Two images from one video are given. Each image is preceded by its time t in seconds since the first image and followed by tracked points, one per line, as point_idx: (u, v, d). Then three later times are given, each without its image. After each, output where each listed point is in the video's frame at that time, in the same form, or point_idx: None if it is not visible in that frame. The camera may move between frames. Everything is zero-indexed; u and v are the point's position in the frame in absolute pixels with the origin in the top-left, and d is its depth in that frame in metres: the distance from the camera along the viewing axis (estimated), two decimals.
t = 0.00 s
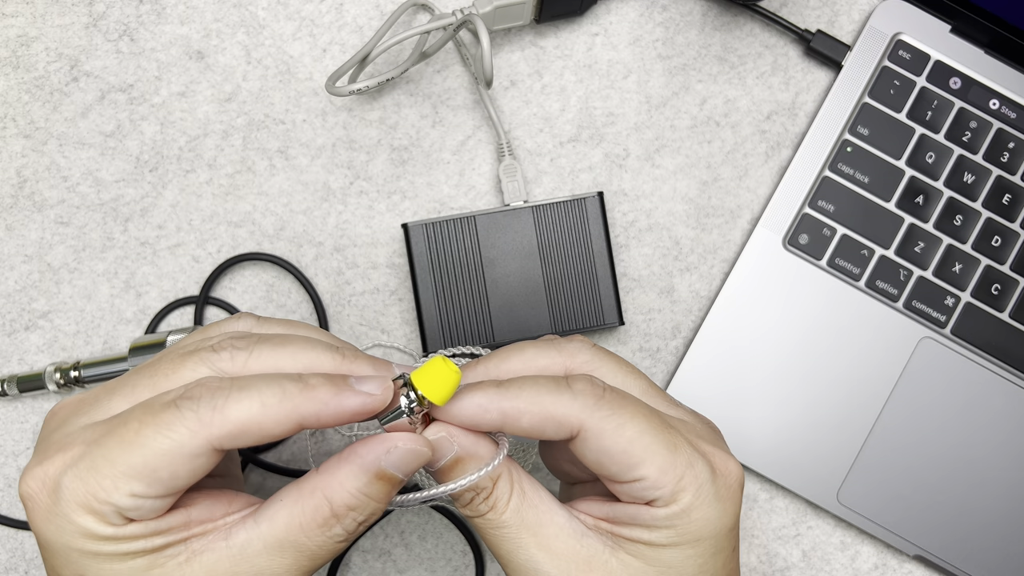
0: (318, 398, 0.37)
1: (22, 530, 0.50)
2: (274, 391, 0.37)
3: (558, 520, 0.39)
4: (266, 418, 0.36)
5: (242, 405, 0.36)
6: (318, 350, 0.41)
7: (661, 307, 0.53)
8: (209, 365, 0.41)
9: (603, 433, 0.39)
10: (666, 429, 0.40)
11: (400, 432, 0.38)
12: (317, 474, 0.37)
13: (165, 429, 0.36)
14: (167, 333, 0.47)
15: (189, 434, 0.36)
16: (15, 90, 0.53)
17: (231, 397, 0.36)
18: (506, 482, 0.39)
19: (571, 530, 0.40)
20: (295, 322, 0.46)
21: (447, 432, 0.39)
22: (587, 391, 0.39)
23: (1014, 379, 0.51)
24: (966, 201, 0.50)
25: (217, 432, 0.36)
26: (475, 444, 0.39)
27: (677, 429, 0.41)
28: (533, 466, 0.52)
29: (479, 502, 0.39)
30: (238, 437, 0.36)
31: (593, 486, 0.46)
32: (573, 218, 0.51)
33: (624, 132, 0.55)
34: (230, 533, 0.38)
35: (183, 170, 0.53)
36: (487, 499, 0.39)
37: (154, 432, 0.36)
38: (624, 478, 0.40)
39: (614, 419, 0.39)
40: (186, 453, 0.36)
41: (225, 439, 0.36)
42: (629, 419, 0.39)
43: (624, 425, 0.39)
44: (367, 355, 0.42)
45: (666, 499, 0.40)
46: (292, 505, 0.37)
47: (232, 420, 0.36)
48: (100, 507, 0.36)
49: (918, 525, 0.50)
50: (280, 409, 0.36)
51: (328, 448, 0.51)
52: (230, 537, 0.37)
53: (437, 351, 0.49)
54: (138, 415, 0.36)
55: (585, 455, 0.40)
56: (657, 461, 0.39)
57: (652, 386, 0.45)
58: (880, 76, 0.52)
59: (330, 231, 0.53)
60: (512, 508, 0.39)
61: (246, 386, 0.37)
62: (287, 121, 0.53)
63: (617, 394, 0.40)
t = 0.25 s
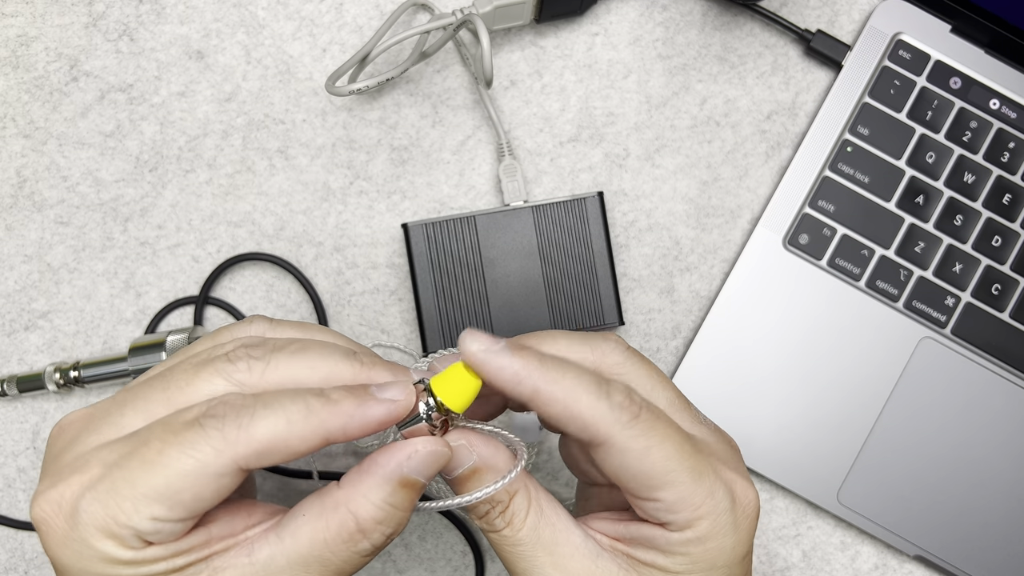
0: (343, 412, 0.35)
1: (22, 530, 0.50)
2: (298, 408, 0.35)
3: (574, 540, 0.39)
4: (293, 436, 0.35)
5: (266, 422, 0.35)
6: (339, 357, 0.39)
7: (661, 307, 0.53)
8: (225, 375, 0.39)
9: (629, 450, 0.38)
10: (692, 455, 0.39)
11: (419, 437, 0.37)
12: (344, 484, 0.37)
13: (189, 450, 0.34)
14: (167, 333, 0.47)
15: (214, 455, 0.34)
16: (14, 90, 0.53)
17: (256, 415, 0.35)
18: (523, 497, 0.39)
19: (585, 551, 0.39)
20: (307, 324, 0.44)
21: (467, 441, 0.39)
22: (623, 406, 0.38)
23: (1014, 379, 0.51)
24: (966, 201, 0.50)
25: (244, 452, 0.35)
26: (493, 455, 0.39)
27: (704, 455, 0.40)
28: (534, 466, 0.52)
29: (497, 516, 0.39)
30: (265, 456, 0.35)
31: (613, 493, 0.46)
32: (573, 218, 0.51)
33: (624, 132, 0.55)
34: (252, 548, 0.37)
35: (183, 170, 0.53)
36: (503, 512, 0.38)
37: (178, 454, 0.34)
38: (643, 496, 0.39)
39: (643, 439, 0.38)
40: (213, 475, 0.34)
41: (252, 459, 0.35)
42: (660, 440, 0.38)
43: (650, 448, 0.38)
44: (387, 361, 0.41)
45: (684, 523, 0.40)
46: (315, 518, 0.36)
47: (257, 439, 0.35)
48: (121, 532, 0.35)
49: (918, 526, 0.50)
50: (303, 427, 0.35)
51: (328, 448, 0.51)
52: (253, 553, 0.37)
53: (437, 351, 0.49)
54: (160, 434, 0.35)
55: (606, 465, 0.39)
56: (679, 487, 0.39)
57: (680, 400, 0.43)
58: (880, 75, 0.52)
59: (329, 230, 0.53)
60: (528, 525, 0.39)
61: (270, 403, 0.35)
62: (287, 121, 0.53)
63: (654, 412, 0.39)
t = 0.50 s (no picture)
0: (353, 426, 0.35)
1: (21, 530, 0.50)
2: (309, 426, 0.35)
3: (575, 537, 0.39)
4: (305, 454, 0.35)
5: (278, 441, 0.34)
6: (341, 366, 0.39)
7: (661, 307, 0.53)
8: (226, 390, 0.38)
9: (621, 467, 0.38)
10: (689, 470, 0.39)
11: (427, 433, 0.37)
12: (354, 483, 0.37)
13: (200, 475, 0.34)
14: (167, 333, 0.47)
15: (226, 479, 0.34)
16: (14, 90, 0.53)
17: (267, 435, 0.35)
18: (527, 494, 0.38)
19: (586, 549, 0.39)
20: (302, 329, 0.44)
21: (474, 438, 0.39)
22: (617, 423, 0.38)
23: (1014, 379, 0.51)
24: (967, 201, 0.50)
25: (258, 473, 0.34)
26: (497, 453, 0.38)
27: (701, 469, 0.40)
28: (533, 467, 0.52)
29: (500, 512, 0.38)
30: (280, 475, 0.35)
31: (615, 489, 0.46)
32: (573, 218, 0.51)
33: (624, 131, 0.55)
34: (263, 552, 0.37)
35: (182, 170, 0.53)
36: (506, 508, 0.38)
37: (189, 479, 0.34)
38: (638, 508, 0.39)
39: (636, 456, 0.38)
40: (227, 499, 0.34)
41: (265, 479, 0.35)
42: (654, 459, 0.38)
43: (644, 464, 0.38)
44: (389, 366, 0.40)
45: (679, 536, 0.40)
46: (327, 520, 0.36)
47: (272, 459, 0.34)
48: (132, 558, 0.35)
49: (918, 526, 0.50)
50: (315, 444, 0.35)
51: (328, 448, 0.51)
52: (264, 558, 0.37)
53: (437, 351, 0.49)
54: (170, 461, 0.35)
55: (599, 477, 0.39)
56: (674, 501, 0.39)
57: (687, 404, 0.43)
58: (880, 75, 0.51)
59: (329, 230, 0.53)
60: (530, 521, 0.39)
61: (281, 423, 0.35)
62: (287, 121, 0.53)
63: (650, 429, 0.38)
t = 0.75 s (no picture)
0: (350, 428, 0.35)
1: (21, 530, 0.50)
2: (307, 429, 0.35)
3: (569, 542, 0.39)
4: (303, 457, 0.35)
5: (276, 445, 0.35)
6: (339, 367, 0.39)
7: (661, 307, 0.53)
8: (225, 393, 0.38)
9: (611, 484, 0.38)
10: (680, 488, 0.39)
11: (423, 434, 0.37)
12: (353, 481, 0.37)
13: (199, 479, 0.34)
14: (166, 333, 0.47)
15: (225, 482, 0.34)
16: (14, 90, 0.53)
17: (265, 438, 0.35)
18: (522, 498, 0.39)
19: (579, 554, 0.40)
20: (300, 331, 0.44)
21: (470, 440, 0.38)
22: (609, 441, 0.38)
23: (1014, 379, 0.51)
24: (967, 201, 0.50)
25: (256, 477, 0.34)
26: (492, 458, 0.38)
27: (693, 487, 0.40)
28: (533, 467, 0.52)
29: (494, 515, 0.39)
30: (278, 478, 0.35)
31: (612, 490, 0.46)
32: (573, 218, 0.51)
33: (624, 131, 0.55)
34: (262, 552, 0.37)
35: (182, 170, 0.53)
36: (501, 511, 0.38)
37: (189, 482, 0.34)
38: (629, 522, 0.40)
39: (626, 475, 0.38)
40: (226, 501, 0.34)
41: (264, 482, 0.35)
42: (644, 477, 0.38)
43: (635, 482, 0.38)
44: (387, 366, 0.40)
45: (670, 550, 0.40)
46: (326, 519, 0.37)
47: (270, 463, 0.35)
48: (133, 560, 0.35)
49: (918, 526, 0.50)
50: (312, 447, 0.35)
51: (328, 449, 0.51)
52: (262, 557, 0.37)
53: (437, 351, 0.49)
54: (170, 465, 0.35)
55: (590, 490, 0.39)
56: (664, 518, 0.39)
57: (688, 416, 0.43)
58: (881, 75, 0.51)
59: (329, 230, 0.53)
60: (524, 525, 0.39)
61: (279, 426, 0.35)
62: (287, 121, 0.53)
63: (642, 447, 0.38)
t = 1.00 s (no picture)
0: (330, 417, 0.36)
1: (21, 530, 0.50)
2: (285, 418, 0.35)
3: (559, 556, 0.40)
4: (282, 446, 0.35)
5: (255, 434, 0.35)
6: (322, 361, 0.39)
7: (661, 307, 0.53)
8: (206, 386, 0.38)
9: (591, 488, 0.38)
10: (659, 492, 0.39)
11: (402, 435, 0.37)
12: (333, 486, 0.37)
13: (178, 469, 0.34)
14: (166, 333, 0.47)
15: (204, 473, 0.34)
16: (14, 90, 0.53)
17: (244, 428, 0.35)
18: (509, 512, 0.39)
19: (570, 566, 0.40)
20: (284, 326, 0.44)
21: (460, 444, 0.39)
22: (589, 446, 0.38)
23: (1014, 379, 0.51)
24: (967, 201, 0.50)
25: (234, 466, 0.34)
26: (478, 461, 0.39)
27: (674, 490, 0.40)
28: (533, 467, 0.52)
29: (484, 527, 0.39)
30: (258, 468, 0.35)
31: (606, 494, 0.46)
32: (573, 218, 0.51)
33: (624, 132, 0.55)
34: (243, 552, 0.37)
35: (182, 170, 0.53)
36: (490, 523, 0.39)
37: (168, 473, 0.34)
38: (612, 527, 0.40)
39: (607, 479, 0.38)
40: (204, 491, 0.34)
41: (242, 472, 0.35)
42: (623, 479, 0.38)
43: (615, 486, 0.38)
44: (368, 362, 0.40)
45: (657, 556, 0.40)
46: (308, 521, 0.37)
47: (249, 453, 0.35)
48: (113, 553, 0.35)
49: (918, 526, 0.50)
50: (291, 436, 0.35)
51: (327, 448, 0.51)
52: (244, 558, 0.37)
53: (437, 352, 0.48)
54: (150, 455, 0.35)
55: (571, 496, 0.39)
56: (646, 523, 0.39)
57: (667, 421, 0.43)
58: (881, 75, 0.51)
59: (329, 230, 0.53)
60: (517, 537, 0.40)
61: (258, 416, 0.35)
62: (287, 121, 0.53)
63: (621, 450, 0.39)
